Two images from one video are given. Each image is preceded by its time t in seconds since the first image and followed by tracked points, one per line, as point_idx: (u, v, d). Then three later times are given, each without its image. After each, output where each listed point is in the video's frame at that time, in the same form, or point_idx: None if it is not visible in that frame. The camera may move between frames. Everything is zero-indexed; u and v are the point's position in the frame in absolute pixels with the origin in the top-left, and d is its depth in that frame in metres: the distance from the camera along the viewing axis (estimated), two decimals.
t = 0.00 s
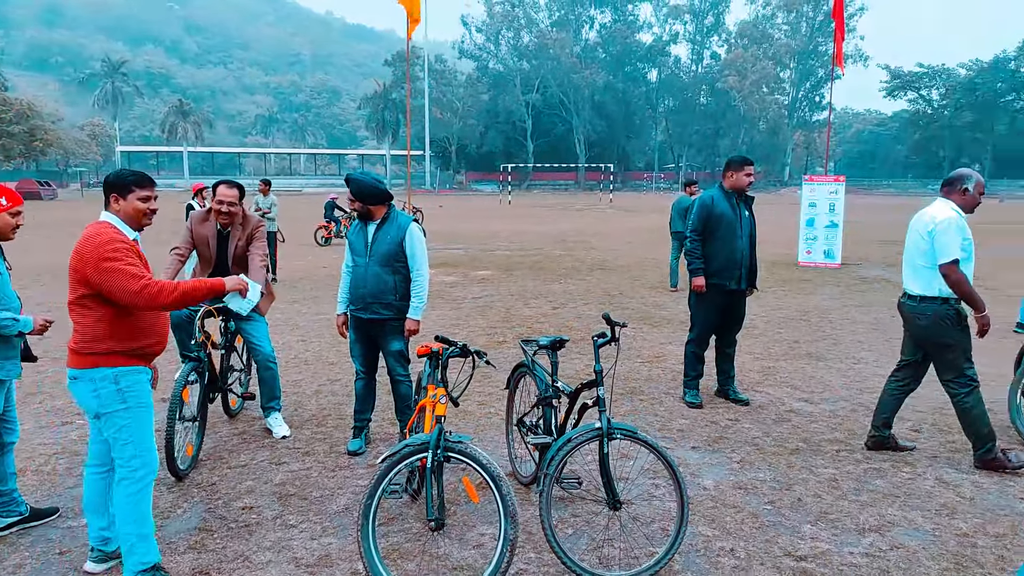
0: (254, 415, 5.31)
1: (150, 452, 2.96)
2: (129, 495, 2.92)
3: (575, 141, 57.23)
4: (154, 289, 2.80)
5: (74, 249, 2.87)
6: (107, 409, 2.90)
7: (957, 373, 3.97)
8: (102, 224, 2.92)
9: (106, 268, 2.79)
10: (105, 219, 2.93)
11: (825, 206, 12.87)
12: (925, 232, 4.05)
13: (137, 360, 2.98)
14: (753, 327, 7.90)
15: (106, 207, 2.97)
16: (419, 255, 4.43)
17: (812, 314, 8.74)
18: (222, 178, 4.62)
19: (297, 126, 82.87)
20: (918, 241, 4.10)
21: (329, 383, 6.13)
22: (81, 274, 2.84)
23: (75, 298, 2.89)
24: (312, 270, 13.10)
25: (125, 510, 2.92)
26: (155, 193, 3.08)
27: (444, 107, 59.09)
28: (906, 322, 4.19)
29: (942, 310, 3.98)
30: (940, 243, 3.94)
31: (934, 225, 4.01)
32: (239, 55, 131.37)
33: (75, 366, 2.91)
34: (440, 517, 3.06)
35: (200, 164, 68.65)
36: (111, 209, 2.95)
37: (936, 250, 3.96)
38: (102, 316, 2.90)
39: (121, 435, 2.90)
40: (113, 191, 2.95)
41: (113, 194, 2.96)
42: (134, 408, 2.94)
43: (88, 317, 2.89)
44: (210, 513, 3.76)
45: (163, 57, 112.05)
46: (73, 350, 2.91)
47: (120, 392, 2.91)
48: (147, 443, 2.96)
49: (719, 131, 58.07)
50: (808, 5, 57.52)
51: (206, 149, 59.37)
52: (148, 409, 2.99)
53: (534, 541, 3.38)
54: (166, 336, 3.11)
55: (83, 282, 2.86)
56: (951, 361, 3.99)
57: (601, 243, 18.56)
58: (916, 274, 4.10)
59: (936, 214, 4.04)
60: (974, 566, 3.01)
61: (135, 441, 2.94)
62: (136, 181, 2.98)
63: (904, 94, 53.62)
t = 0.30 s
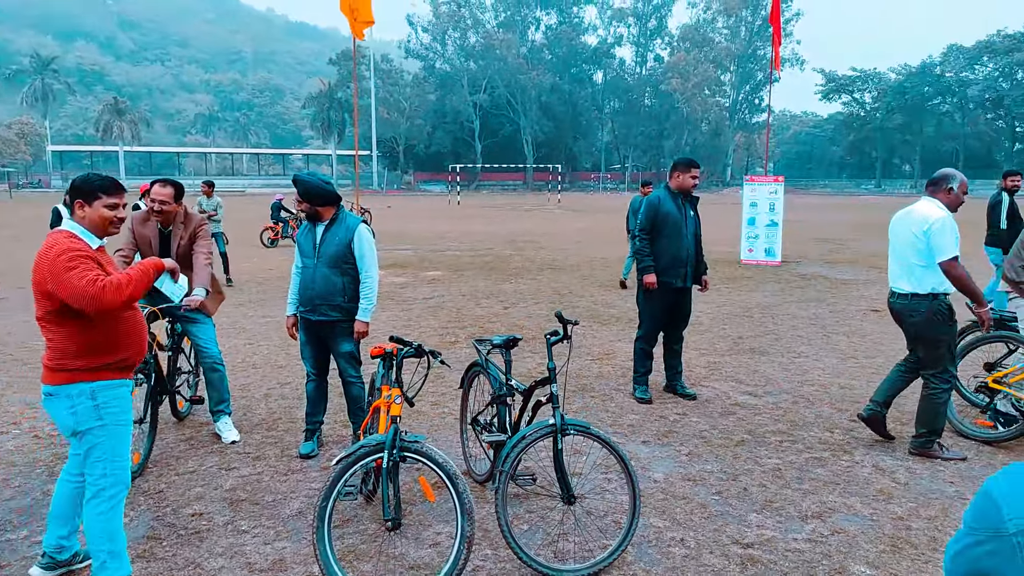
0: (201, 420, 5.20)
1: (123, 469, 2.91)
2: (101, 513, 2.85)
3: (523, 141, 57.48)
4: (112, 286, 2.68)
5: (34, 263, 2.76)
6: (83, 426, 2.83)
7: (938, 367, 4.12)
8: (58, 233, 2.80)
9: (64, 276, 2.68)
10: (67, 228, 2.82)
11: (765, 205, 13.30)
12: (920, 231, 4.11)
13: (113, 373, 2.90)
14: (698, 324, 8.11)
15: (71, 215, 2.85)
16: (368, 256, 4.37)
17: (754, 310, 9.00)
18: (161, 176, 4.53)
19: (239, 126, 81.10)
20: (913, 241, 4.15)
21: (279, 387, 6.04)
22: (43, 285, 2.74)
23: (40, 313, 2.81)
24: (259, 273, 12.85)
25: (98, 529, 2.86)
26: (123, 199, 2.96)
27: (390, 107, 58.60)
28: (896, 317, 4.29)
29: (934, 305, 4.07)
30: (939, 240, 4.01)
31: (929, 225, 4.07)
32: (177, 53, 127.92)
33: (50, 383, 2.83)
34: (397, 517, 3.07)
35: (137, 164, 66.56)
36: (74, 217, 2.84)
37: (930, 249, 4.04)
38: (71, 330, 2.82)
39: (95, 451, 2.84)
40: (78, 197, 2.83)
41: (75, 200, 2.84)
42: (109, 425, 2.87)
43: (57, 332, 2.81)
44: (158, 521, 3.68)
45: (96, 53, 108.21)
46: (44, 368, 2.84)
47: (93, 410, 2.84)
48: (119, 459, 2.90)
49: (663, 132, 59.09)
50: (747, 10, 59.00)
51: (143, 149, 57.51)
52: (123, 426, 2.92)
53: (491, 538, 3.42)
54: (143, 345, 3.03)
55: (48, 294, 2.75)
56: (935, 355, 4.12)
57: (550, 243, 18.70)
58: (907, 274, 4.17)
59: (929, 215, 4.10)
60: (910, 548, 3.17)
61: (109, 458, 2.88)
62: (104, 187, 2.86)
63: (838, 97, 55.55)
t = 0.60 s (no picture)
0: (168, 424, 5.08)
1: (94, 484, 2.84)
2: (64, 527, 2.79)
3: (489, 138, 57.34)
4: (119, 262, 2.63)
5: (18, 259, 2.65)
6: (59, 438, 2.75)
7: (927, 361, 4.15)
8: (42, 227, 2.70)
9: (60, 264, 2.59)
10: (57, 228, 2.68)
11: (730, 203, 13.42)
12: (922, 226, 4.08)
13: (96, 381, 2.81)
14: (668, 321, 8.15)
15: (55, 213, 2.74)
16: (334, 256, 4.27)
17: (722, 307, 9.07)
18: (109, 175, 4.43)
19: (199, 122, 79.50)
20: (912, 236, 4.14)
21: (246, 390, 5.91)
22: (32, 277, 2.64)
23: (26, 305, 2.70)
24: (221, 273, 12.58)
25: (60, 542, 2.79)
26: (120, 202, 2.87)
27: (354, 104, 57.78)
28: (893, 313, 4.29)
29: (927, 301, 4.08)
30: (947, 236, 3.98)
31: (929, 220, 4.05)
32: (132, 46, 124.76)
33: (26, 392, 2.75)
34: (372, 523, 3.03)
35: (93, 161, 64.83)
36: (65, 219, 2.71)
37: (936, 242, 4.02)
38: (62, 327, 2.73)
39: (66, 465, 2.76)
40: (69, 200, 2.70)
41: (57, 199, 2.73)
42: (84, 439, 2.79)
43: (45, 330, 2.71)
44: (124, 530, 3.58)
45: (47, 47, 105.05)
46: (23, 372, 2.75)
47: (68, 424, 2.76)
48: (90, 472, 2.82)
49: (628, 130, 59.40)
50: (709, 9, 59.52)
51: (98, 146, 55.98)
52: (99, 441, 2.84)
53: (468, 539, 3.39)
54: (128, 346, 2.94)
55: (43, 288, 2.66)
56: (926, 351, 4.14)
57: (517, 242, 18.65)
58: (904, 269, 4.17)
59: (929, 210, 4.09)
60: (881, 542, 3.22)
61: (78, 472, 2.80)
62: (103, 197, 2.75)
63: (798, 96, 56.48)
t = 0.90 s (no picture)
0: (142, 430, 4.99)
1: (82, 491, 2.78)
2: (45, 534, 2.70)
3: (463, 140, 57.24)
4: (120, 279, 2.63)
5: (11, 264, 2.59)
6: (48, 444, 2.69)
7: (940, 361, 4.06)
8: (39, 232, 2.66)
9: (58, 273, 2.56)
10: (51, 237, 2.65)
11: (703, 205, 13.57)
12: (918, 226, 4.06)
13: (89, 388, 2.76)
14: (643, 322, 8.20)
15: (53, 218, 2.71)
16: (318, 260, 4.21)
17: (696, 308, 9.16)
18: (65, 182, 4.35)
19: (168, 123, 78.39)
20: (906, 237, 4.13)
21: (219, 395, 5.83)
22: (26, 285, 2.59)
23: (18, 314, 2.64)
24: (193, 276, 12.41)
25: (39, 550, 2.70)
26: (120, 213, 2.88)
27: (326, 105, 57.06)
28: (886, 313, 4.28)
29: (925, 300, 4.05)
30: (944, 232, 3.96)
31: (925, 218, 4.03)
32: (98, 45, 122.57)
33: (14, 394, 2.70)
34: (350, 530, 3.00)
35: (58, 162, 63.56)
36: (61, 228, 2.69)
37: (932, 241, 4.00)
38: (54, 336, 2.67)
39: (54, 471, 2.70)
40: (69, 208, 2.68)
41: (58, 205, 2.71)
42: (76, 445, 2.74)
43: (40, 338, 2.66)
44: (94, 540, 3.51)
45: (10, 46, 102.83)
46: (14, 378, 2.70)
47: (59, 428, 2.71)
48: (77, 480, 2.76)
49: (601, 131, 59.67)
50: (680, 12, 60.04)
51: (64, 147, 54.89)
52: (92, 447, 2.78)
53: (447, 544, 3.38)
54: (119, 356, 2.88)
55: (35, 296, 2.60)
56: (935, 350, 4.07)
57: (493, 243, 18.63)
58: (897, 268, 4.16)
59: (924, 208, 4.08)
60: (855, 541, 3.26)
61: (66, 478, 2.75)
62: (106, 208, 2.76)
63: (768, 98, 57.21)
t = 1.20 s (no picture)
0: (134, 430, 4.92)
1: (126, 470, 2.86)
2: (90, 520, 2.76)
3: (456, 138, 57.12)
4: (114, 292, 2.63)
5: (22, 265, 2.63)
6: (87, 430, 2.74)
7: (956, 364, 4.01)
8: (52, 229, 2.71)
9: (66, 274, 2.60)
10: (63, 225, 2.74)
11: (697, 203, 13.54)
12: (956, 222, 3.97)
13: (117, 373, 2.82)
14: (639, 320, 8.16)
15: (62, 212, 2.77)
16: (330, 259, 4.10)
17: (692, 306, 9.12)
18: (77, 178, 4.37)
19: (159, 121, 77.91)
20: (940, 234, 4.04)
21: (214, 395, 5.74)
22: (37, 285, 2.62)
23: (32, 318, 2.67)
24: (185, 274, 12.29)
25: (81, 537, 2.75)
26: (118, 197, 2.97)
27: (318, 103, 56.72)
28: (906, 312, 4.19)
29: (949, 300, 3.98)
30: (981, 227, 3.89)
31: (962, 215, 3.95)
32: (88, 42, 121.60)
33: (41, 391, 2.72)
34: (350, 532, 2.94)
35: (47, 160, 63.14)
36: (70, 216, 2.78)
37: (970, 237, 3.92)
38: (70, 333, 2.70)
39: (98, 456, 2.76)
40: (72, 199, 2.78)
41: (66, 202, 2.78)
42: (113, 430, 2.81)
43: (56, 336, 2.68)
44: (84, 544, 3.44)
45: None
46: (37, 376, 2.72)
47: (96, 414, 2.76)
48: (120, 462, 2.84)
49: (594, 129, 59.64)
50: (673, 11, 60.18)
51: (53, 144, 54.42)
52: (128, 428, 2.87)
53: (447, 545, 3.33)
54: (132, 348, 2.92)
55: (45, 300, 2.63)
56: (953, 353, 4.01)
57: (486, 241, 18.58)
58: (925, 267, 4.07)
59: (959, 205, 4.00)
60: (862, 540, 3.22)
61: (108, 464, 2.81)
62: (106, 188, 2.86)
63: (760, 97, 57.35)
